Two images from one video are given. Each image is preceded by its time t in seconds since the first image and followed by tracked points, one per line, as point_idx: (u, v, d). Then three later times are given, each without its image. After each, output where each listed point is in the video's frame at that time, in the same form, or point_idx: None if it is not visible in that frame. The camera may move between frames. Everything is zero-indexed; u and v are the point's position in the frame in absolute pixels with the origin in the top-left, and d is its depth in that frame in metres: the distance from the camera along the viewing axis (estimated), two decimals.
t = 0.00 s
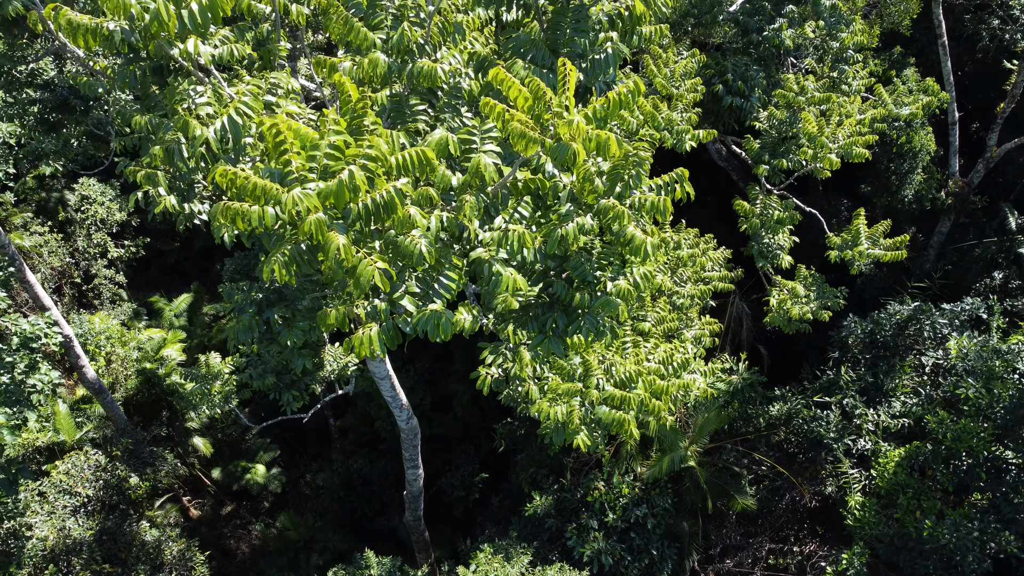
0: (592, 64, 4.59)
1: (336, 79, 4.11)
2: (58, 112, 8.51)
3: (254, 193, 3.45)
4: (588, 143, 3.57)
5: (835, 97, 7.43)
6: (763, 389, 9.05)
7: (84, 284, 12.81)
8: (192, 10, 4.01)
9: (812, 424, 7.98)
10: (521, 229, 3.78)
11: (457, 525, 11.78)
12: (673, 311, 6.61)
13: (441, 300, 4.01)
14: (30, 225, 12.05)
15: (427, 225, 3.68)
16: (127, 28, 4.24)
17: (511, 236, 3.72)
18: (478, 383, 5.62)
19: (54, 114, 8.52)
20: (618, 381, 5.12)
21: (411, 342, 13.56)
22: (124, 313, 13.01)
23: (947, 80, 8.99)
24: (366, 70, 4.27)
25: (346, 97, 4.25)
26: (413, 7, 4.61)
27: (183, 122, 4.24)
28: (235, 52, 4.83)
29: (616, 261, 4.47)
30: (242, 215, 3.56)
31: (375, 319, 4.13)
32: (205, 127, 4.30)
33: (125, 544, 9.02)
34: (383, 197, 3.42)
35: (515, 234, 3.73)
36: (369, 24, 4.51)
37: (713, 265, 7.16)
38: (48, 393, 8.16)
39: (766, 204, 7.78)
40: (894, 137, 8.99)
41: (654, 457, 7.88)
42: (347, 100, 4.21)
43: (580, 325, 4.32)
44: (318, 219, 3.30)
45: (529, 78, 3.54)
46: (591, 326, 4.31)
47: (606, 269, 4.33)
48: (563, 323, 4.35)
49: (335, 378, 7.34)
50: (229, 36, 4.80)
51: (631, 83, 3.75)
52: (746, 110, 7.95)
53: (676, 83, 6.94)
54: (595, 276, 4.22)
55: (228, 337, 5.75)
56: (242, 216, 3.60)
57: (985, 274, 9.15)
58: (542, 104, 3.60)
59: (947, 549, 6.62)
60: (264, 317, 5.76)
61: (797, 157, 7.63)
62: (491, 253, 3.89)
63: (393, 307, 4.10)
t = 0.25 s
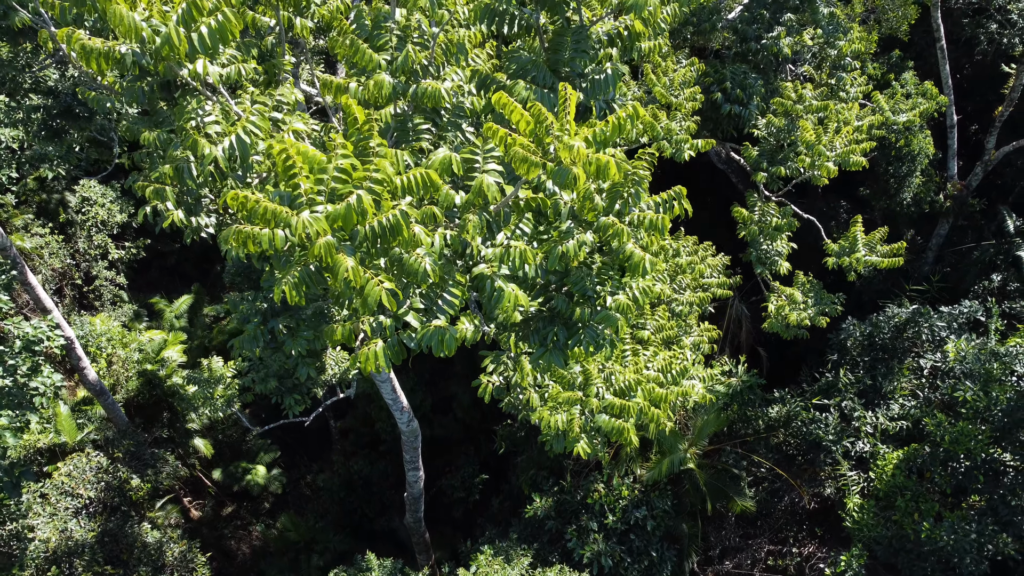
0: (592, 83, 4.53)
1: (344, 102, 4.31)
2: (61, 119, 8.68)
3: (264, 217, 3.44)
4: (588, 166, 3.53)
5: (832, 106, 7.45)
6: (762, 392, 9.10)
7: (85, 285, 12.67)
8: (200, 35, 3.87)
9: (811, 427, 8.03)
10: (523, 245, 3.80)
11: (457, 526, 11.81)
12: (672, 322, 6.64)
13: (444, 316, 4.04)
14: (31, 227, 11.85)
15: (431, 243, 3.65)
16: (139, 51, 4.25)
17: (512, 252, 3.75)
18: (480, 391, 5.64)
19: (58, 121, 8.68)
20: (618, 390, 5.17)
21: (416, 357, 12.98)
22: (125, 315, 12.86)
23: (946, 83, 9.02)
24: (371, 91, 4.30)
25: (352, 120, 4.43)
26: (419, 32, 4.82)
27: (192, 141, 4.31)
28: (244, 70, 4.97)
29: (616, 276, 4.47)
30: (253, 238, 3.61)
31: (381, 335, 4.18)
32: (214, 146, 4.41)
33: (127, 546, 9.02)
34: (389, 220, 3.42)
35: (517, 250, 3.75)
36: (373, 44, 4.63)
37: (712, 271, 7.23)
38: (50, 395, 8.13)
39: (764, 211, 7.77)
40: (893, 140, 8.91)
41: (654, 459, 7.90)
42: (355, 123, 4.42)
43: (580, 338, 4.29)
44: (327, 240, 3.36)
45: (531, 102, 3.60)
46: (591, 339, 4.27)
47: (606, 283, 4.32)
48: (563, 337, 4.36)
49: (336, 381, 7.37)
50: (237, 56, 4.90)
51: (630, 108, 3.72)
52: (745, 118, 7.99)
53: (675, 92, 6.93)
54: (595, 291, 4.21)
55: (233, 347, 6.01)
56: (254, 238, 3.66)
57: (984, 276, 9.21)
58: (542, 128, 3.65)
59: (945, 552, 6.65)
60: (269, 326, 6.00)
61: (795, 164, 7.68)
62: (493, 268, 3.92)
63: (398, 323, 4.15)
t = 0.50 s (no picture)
0: (591, 102, 4.59)
1: (350, 122, 4.31)
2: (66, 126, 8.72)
3: (275, 238, 3.56)
4: (588, 188, 3.60)
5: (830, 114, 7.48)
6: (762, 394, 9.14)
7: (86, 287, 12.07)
8: (211, 56, 3.98)
9: (810, 429, 8.07)
10: (525, 260, 3.87)
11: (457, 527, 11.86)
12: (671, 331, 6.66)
13: (449, 330, 4.10)
14: (32, 228, 11.40)
15: (435, 260, 3.75)
16: (150, 72, 4.27)
17: (514, 267, 3.82)
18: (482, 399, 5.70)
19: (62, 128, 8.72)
20: (618, 398, 5.21)
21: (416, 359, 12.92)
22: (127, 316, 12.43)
23: (945, 86, 9.05)
24: (377, 111, 4.40)
25: (360, 141, 4.41)
26: (422, 49, 4.77)
27: (203, 158, 4.42)
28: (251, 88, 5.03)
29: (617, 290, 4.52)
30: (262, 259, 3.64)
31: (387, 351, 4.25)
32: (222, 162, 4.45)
33: (129, 547, 9.00)
34: (396, 240, 3.46)
35: (519, 265, 3.81)
36: (379, 64, 4.65)
37: (710, 277, 7.27)
38: (53, 397, 8.11)
39: (762, 217, 7.88)
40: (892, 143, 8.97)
41: (654, 461, 7.93)
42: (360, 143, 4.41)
43: (581, 350, 4.37)
44: (334, 261, 3.41)
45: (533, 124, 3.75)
46: (591, 352, 4.36)
47: (607, 296, 4.37)
48: (563, 349, 4.41)
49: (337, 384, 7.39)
50: (244, 75, 4.87)
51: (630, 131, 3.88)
52: (743, 125, 8.04)
53: (675, 100, 6.96)
54: (595, 304, 4.29)
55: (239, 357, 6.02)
56: (264, 259, 3.67)
57: (981, 278, 9.28)
58: (545, 150, 3.76)
59: (943, 554, 6.70)
60: (275, 335, 5.99)
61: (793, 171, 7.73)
62: (496, 283, 4.00)
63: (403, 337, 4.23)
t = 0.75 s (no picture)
0: (592, 121, 4.60)
1: (356, 142, 4.24)
2: (72, 132, 8.80)
3: (283, 258, 3.52)
4: (588, 209, 3.66)
5: (828, 123, 7.54)
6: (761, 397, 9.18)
7: (87, 288, 11.94)
8: (220, 77, 4.14)
9: (809, 432, 8.12)
10: (527, 275, 3.94)
11: (457, 528, 11.87)
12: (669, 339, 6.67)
13: (452, 345, 4.11)
14: (33, 230, 11.33)
15: (439, 277, 3.74)
16: (161, 93, 4.34)
17: (517, 282, 3.89)
18: (483, 407, 5.73)
19: (68, 134, 8.80)
20: (617, 407, 5.27)
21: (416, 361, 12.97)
22: (128, 318, 12.31)
23: (943, 89, 9.10)
24: (381, 130, 4.36)
25: (364, 161, 4.33)
26: (424, 69, 4.90)
27: (210, 177, 4.49)
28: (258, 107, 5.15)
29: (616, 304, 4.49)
30: (273, 280, 3.64)
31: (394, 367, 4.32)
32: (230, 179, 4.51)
33: (130, 549, 8.99)
34: (402, 261, 3.49)
35: (521, 280, 3.88)
36: (383, 83, 4.67)
37: (709, 284, 7.34)
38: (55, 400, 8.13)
39: (761, 224, 7.92)
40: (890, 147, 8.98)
41: (654, 463, 7.95)
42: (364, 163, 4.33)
43: (581, 363, 4.40)
44: (342, 281, 3.42)
45: (536, 147, 3.75)
46: (592, 365, 4.40)
47: (607, 309, 4.40)
48: (564, 361, 4.42)
49: (338, 389, 7.41)
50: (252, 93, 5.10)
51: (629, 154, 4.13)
52: (742, 133, 8.09)
53: (674, 108, 7.03)
54: (595, 318, 4.28)
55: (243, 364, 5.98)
56: (274, 279, 3.67)
57: (980, 281, 9.33)
58: (547, 171, 3.78)
59: (942, 557, 6.74)
60: (279, 344, 5.99)
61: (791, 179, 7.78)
62: (498, 298, 4.04)
63: (407, 351, 4.31)
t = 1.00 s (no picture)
0: (591, 138, 4.71)
1: (363, 162, 4.28)
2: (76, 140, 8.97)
3: (292, 278, 3.52)
4: (588, 229, 3.70)
5: (825, 130, 7.58)
6: (760, 399, 9.21)
7: (88, 290, 11.90)
8: (228, 97, 4.21)
9: (808, 434, 8.17)
10: (528, 289, 3.95)
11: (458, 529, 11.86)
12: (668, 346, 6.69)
13: (455, 359, 4.17)
14: (34, 231, 11.26)
15: (443, 292, 3.75)
16: (172, 114, 4.47)
17: (518, 297, 3.91)
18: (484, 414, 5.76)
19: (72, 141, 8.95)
20: (617, 414, 5.22)
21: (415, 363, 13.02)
22: (129, 320, 12.23)
23: (941, 93, 9.14)
24: (386, 149, 4.38)
25: (371, 180, 4.40)
26: (426, 87, 4.86)
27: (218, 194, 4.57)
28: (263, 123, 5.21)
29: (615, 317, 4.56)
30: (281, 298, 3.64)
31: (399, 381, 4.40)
32: (237, 196, 4.62)
33: (132, 550, 9.01)
34: (407, 280, 3.52)
35: (522, 294, 3.91)
36: (387, 101, 4.69)
37: (709, 290, 7.39)
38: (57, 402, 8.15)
39: (759, 230, 7.94)
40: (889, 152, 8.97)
41: (653, 465, 7.98)
42: (371, 182, 4.40)
43: (582, 375, 4.50)
44: (348, 300, 3.41)
45: (536, 167, 3.80)
46: (592, 376, 4.50)
47: (607, 322, 4.47)
48: (564, 372, 4.53)
49: (339, 392, 7.46)
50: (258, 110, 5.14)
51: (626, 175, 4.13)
52: (740, 140, 8.12)
53: (673, 116, 7.09)
54: (595, 331, 4.38)
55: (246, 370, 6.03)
56: (282, 299, 3.68)
57: (979, 282, 9.37)
58: (547, 192, 3.81)
59: (940, 559, 6.77)
60: (284, 353, 6.09)
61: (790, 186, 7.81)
62: (500, 312, 4.11)
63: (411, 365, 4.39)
